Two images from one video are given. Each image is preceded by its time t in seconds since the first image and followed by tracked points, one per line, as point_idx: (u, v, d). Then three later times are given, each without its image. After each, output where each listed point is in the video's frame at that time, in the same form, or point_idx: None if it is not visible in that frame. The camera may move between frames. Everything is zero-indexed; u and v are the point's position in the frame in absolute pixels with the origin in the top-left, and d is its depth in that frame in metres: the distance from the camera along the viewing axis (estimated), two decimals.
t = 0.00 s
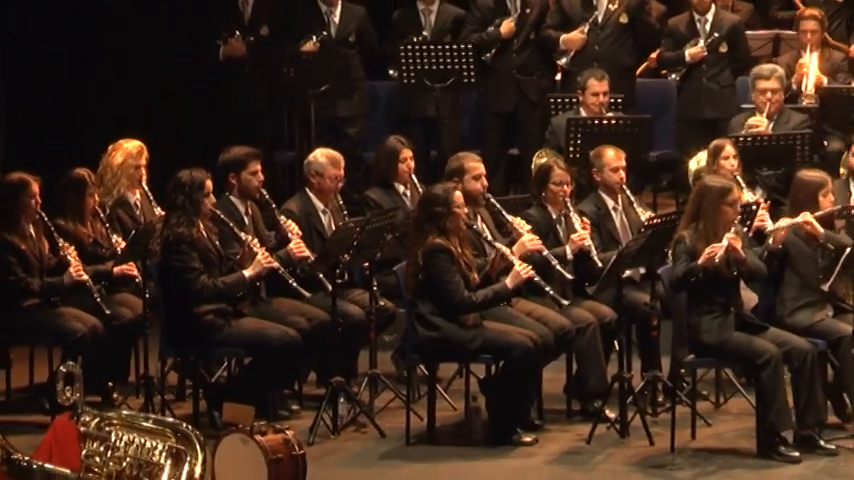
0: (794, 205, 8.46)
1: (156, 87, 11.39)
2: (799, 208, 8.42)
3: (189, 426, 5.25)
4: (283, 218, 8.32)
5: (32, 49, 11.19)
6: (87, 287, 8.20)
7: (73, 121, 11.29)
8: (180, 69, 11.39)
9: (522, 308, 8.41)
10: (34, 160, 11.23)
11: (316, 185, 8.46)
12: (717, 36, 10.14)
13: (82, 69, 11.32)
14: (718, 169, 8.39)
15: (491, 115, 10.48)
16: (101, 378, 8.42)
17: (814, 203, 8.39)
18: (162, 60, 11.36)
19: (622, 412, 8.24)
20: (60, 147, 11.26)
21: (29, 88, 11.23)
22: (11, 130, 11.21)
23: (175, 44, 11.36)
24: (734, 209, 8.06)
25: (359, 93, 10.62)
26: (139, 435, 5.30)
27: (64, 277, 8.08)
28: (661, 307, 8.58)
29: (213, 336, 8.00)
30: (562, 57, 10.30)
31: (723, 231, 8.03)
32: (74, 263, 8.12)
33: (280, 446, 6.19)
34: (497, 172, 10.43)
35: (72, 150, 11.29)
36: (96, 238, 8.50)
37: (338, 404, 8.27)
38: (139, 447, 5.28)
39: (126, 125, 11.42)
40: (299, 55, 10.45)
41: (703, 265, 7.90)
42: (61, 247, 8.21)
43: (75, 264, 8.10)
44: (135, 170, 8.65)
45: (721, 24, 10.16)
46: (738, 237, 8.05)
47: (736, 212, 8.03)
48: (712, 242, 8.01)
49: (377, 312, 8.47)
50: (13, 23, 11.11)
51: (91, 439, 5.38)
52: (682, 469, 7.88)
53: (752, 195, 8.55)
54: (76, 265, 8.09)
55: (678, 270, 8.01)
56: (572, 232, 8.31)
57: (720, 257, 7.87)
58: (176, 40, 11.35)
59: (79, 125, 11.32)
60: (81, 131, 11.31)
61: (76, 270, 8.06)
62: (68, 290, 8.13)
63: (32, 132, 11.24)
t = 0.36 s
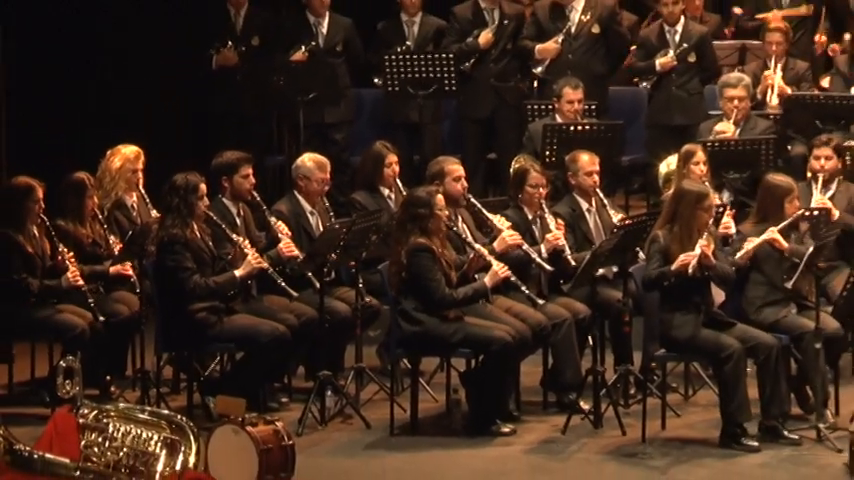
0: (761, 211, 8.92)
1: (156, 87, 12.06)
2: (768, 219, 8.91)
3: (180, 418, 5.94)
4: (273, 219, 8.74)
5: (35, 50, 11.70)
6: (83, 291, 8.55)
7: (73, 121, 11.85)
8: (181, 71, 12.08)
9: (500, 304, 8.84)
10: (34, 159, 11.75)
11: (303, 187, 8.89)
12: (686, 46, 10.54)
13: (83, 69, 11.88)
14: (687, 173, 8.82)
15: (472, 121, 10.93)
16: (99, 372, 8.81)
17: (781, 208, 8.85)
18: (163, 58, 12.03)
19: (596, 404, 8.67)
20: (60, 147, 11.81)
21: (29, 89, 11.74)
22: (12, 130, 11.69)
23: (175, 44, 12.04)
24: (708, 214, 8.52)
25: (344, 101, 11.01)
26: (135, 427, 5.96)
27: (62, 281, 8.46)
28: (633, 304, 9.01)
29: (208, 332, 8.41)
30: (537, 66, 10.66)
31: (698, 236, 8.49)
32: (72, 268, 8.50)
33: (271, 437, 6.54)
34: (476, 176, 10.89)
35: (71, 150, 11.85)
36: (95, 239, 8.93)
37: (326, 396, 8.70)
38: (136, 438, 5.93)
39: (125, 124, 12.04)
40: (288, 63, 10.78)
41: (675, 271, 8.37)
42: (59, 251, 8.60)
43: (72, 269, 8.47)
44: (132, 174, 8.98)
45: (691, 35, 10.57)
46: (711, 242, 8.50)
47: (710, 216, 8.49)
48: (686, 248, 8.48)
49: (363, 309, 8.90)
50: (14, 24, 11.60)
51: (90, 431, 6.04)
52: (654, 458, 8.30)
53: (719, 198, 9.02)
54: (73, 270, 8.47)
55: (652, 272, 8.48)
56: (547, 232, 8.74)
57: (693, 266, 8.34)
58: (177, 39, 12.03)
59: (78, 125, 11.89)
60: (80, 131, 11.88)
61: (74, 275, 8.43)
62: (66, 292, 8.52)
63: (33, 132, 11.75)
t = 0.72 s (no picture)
0: (725, 213, 9.26)
1: (156, 87, 12.46)
2: (730, 220, 9.24)
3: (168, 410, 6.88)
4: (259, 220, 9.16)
5: (36, 50, 12.16)
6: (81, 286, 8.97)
7: (73, 120, 12.30)
8: (182, 70, 12.46)
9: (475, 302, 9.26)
10: (35, 158, 12.20)
11: (286, 190, 9.31)
12: (652, 56, 11.04)
13: (83, 69, 12.32)
14: (656, 175, 9.25)
15: (448, 126, 11.38)
16: (93, 366, 9.23)
17: (743, 210, 9.18)
18: (163, 58, 12.44)
19: (566, 396, 9.12)
20: (61, 146, 12.26)
21: (30, 89, 12.19)
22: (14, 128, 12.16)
23: (174, 45, 12.45)
24: (676, 216, 8.93)
25: (327, 107, 11.43)
26: (125, 419, 6.90)
27: (58, 276, 8.90)
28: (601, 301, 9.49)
29: (196, 328, 8.82)
30: (508, 75, 11.16)
31: (665, 236, 8.89)
32: (68, 263, 8.94)
33: (255, 427, 6.98)
34: (452, 179, 11.33)
35: (71, 149, 12.29)
36: (87, 238, 9.33)
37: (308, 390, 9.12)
38: (127, 428, 6.88)
39: (125, 124, 12.45)
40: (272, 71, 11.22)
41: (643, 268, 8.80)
42: (55, 248, 9.03)
43: (69, 264, 8.92)
44: (124, 177, 9.40)
45: (656, 44, 11.08)
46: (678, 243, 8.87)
47: (677, 217, 8.89)
48: (653, 247, 8.89)
49: (343, 305, 9.38)
50: (15, 23, 12.06)
51: (83, 423, 6.98)
52: (622, 448, 8.74)
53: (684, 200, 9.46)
54: (70, 265, 8.92)
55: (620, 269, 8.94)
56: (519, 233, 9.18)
57: (658, 264, 8.76)
58: (176, 40, 12.44)
59: (78, 125, 12.33)
60: (80, 130, 12.32)
61: (71, 269, 8.89)
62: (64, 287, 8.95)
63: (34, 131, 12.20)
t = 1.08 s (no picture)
0: (684, 214, 9.71)
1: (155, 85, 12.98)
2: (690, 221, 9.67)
3: (152, 404, 7.23)
4: (240, 221, 9.59)
5: (38, 50, 12.45)
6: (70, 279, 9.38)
7: (73, 120, 12.65)
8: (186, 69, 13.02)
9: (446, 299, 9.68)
10: (35, 157, 12.47)
11: (266, 193, 9.74)
12: (614, 64, 11.45)
13: (83, 69, 12.70)
14: (620, 179, 9.69)
15: (420, 132, 11.83)
16: (79, 362, 9.64)
17: (702, 211, 9.64)
18: (162, 58, 12.95)
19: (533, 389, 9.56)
20: (62, 145, 12.59)
21: (31, 89, 12.46)
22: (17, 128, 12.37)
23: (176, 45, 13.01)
24: (638, 215, 9.34)
25: (303, 113, 11.85)
26: (111, 412, 7.23)
27: (49, 269, 9.26)
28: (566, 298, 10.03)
29: (178, 325, 9.22)
30: (476, 82, 11.54)
31: (629, 232, 9.27)
32: (58, 257, 9.31)
33: (235, 420, 7.52)
34: (425, 183, 11.77)
35: (71, 148, 12.63)
36: (74, 239, 9.71)
37: (286, 384, 9.54)
38: (113, 420, 7.20)
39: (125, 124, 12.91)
40: (252, 78, 11.67)
41: (608, 264, 9.17)
42: (45, 244, 9.41)
43: (59, 257, 9.29)
44: (110, 181, 9.75)
45: (618, 54, 11.48)
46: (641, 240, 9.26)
47: (640, 217, 9.31)
48: (617, 244, 9.29)
49: (320, 303, 9.83)
50: (16, 23, 12.30)
51: (72, 416, 7.31)
52: (586, 439, 9.17)
53: (646, 202, 9.90)
54: (60, 258, 9.30)
55: (588, 267, 9.28)
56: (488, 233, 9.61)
57: (623, 257, 9.14)
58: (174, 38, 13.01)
59: (78, 125, 12.70)
60: (80, 130, 12.69)
61: (60, 262, 9.25)
62: (54, 281, 9.31)
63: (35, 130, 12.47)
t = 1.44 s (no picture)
0: (646, 219, 10.10)
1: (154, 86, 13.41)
2: (652, 225, 10.08)
3: (139, 398, 8.10)
4: (224, 223, 10.01)
5: (37, 50, 12.99)
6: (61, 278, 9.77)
7: (73, 120, 13.20)
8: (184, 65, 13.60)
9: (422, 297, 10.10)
10: (35, 157, 13.06)
11: (249, 196, 10.16)
12: (581, 72, 11.93)
13: (83, 69, 13.20)
14: (589, 183, 10.12)
15: (396, 137, 12.27)
16: (68, 358, 10.03)
17: (664, 215, 10.06)
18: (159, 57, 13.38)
19: (504, 384, 10.01)
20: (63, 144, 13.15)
21: (32, 89, 13.05)
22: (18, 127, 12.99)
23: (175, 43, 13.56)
24: (603, 216, 9.77)
25: (283, 119, 12.27)
26: (100, 406, 8.09)
27: (39, 268, 9.65)
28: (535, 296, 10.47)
29: (164, 323, 9.64)
30: (448, 90, 12.01)
31: (595, 233, 9.69)
32: (47, 257, 9.70)
33: (219, 413, 8.05)
34: (400, 187, 12.21)
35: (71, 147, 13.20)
36: (63, 240, 10.09)
37: (268, 379, 9.97)
38: (102, 415, 8.05)
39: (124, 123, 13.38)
40: (233, 87, 12.08)
41: (576, 264, 9.59)
42: (35, 245, 9.79)
43: (49, 256, 9.68)
44: (98, 184, 10.18)
45: (585, 63, 11.98)
46: (606, 241, 9.70)
47: (605, 218, 9.73)
48: (583, 245, 9.70)
49: (300, 302, 10.27)
50: (17, 24, 12.89)
51: (62, 410, 8.15)
52: (554, 430, 9.62)
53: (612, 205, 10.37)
54: (50, 258, 9.69)
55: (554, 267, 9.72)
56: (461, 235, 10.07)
57: (590, 257, 9.56)
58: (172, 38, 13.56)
59: (78, 125, 13.23)
60: (80, 130, 13.23)
61: (50, 261, 9.65)
62: (44, 279, 9.70)
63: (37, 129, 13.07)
